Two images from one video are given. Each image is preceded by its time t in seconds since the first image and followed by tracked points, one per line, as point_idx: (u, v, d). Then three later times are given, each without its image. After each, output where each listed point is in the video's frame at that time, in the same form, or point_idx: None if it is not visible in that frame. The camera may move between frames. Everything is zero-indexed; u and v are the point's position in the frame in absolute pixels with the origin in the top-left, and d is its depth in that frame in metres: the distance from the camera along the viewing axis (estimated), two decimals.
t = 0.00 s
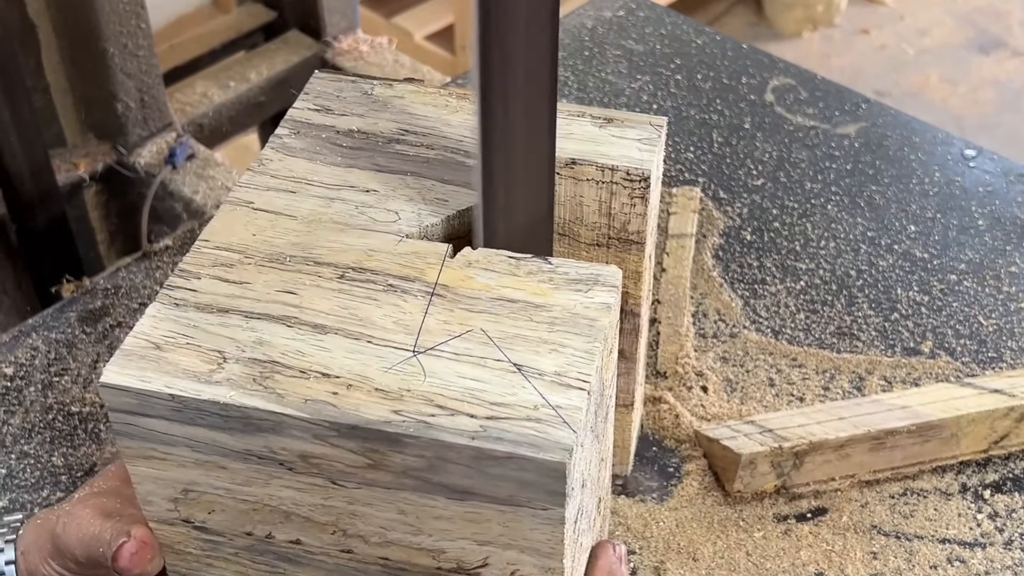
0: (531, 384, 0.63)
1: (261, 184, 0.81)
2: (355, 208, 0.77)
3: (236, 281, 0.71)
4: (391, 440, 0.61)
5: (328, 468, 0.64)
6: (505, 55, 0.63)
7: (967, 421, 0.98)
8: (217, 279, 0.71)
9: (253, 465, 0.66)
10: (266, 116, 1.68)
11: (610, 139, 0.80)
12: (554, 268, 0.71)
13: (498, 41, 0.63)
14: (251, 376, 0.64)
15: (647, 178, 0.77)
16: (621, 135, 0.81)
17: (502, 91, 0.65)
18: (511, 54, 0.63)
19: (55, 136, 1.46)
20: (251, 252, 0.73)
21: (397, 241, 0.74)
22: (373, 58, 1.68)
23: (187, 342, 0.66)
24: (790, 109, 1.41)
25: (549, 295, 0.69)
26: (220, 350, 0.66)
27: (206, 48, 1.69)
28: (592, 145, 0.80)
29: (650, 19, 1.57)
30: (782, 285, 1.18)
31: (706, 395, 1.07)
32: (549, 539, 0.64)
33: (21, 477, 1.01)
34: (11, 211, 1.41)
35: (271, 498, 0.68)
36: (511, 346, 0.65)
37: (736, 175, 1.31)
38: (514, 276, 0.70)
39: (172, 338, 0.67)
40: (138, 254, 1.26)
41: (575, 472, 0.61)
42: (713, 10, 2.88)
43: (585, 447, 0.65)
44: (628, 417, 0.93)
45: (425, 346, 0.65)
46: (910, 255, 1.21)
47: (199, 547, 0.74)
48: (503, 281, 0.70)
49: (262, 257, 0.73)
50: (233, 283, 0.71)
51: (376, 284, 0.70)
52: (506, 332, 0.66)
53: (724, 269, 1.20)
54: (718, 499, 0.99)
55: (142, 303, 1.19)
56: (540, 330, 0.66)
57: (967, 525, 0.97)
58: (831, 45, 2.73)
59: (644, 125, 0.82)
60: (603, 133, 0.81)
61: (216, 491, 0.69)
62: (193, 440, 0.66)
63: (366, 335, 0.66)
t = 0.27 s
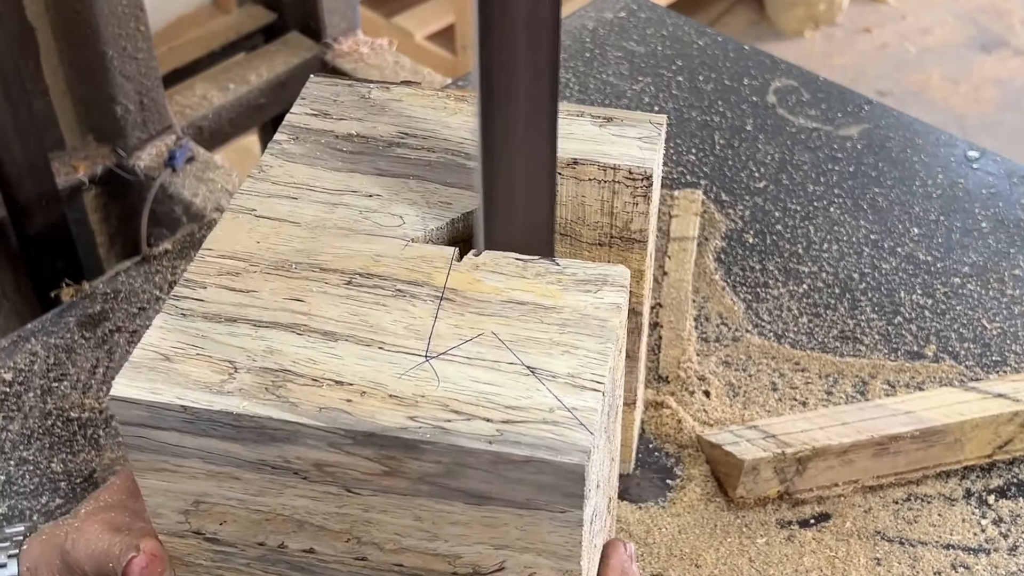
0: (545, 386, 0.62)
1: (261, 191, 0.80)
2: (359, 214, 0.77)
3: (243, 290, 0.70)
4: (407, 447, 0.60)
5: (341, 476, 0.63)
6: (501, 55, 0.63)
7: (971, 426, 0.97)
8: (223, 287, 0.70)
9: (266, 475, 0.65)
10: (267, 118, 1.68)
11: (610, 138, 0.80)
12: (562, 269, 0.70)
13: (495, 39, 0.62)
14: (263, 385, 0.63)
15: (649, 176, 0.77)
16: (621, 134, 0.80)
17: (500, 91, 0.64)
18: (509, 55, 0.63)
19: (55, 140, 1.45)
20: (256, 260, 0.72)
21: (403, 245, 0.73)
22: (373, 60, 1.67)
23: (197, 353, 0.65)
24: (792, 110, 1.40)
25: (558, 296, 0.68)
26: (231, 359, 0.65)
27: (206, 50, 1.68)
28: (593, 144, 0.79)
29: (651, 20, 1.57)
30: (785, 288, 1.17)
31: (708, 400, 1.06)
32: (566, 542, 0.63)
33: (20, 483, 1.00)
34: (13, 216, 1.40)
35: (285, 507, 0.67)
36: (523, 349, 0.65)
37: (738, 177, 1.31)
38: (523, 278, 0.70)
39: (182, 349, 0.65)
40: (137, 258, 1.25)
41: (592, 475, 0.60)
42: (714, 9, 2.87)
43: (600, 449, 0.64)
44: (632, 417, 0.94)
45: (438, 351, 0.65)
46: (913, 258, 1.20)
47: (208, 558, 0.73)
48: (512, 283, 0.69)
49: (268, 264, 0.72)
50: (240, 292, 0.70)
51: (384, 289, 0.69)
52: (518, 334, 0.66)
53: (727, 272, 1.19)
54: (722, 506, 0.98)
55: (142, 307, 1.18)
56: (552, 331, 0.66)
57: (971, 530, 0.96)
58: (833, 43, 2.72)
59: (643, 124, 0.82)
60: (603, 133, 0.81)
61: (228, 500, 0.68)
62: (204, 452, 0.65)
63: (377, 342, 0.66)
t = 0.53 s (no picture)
0: (565, 392, 0.62)
1: (271, 201, 0.78)
2: (369, 221, 0.75)
3: (257, 301, 0.68)
4: (429, 456, 0.60)
5: (361, 487, 0.62)
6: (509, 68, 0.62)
7: (980, 434, 0.97)
8: (235, 299, 0.69)
9: (284, 487, 0.64)
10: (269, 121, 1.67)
11: (617, 140, 0.79)
12: (576, 272, 0.70)
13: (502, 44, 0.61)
14: (281, 397, 0.62)
15: (657, 177, 0.76)
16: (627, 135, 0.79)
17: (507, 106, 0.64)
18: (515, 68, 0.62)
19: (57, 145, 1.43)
20: (268, 270, 0.71)
21: (414, 252, 0.72)
22: (375, 63, 1.67)
23: (212, 366, 0.64)
24: (797, 113, 1.40)
25: (574, 300, 0.68)
26: (246, 372, 0.63)
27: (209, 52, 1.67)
28: (600, 146, 0.78)
29: (655, 22, 1.56)
30: (791, 294, 1.16)
31: (715, 407, 1.06)
32: (589, 548, 0.63)
33: (21, 493, 0.99)
34: (17, 220, 1.40)
35: (303, 519, 0.66)
36: (539, 355, 0.64)
37: (743, 181, 1.30)
38: (536, 283, 0.69)
39: (195, 362, 0.64)
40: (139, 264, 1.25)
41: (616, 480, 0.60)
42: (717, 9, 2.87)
43: (620, 455, 0.63)
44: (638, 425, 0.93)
45: (455, 357, 0.64)
46: (920, 263, 1.19)
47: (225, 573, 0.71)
48: (526, 288, 0.69)
49: (280, 274, 0.71)
50: (253, 303, 0.68)
51: (398, 297, 0.68)
52: (535, 339, 0.65)
53: (732, 277, 1.18)
54: (729, 515, 0.97)
55: (144, 314, 1.18)
56: (569, 336, 0.65)
57: (980, 539, 0.96)
58: (837, 43, 2.71)
59: (649, 125, 0.81)
60: (609, 134, 0.80)
61: (246, 514, 0.66)
62: (221, 467, 0.63)
63: (394, 350, 0.65)
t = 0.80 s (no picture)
0: (585, 397, 0.63)
1: (278, 209, 0.79)
2: (378, 229, 0.76)
3: (273, 310, 0.70)
4: (452, 465, 0.61)
5: (384, 499, 0.64)
6: (513, 72, 0.61)
7: (987, 441, 0.96)
8: (249, 310, 0.70)
9: (303, 499, 0.65)
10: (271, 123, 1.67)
11: (624, 141, 0.81)
12: (591, 275, 0.72)
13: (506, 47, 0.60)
14: (299, 409, 0.63)
15: (666, 178, 0.78)
16: (634, 136, 0.82)
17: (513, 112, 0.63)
18: (520, 72, 0.61)
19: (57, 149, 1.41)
20: (278, 280, 0.72)
21: (426, 258, 0.73)
22: (377, 65, 1.66)
23: (226, 378, 0.65)
24: (802, 116, 1.39)
25: (589, 304, 0.69)
26: (264, 384, 0.65)
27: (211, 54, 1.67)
28: (609, 148, 0.81)
29: (659, 24, 1.55)
30: (796, 299, 1.15)
31: (720, 413, 1.05)
32: (612, 553, 0.65)
33: (22, 501, 0.99)
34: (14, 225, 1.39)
35: (320, 531, 0.68)
36: (559, 360, 0.66)
37: (748, 184, 1.29)
38: (551, 287, 0.71)
39: (211, 375, 0.65)
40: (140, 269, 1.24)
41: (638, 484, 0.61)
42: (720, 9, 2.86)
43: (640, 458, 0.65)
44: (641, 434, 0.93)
45: (472, 364, 0.66)
46: (926, 267, 1.18)
47: None
48: (541, 293, 0.70)
49: (292, 284, 0.72)
50: (267, 313, 0.70)
51: (411, 304, 0.70)
52: (553, 345, 0.67)
53: (737, 282, 1.17)
54: (733, 525, 0.96)
55: (145, 320, 1.17)
56: (587, 342, 0.67)
57: (988, 547, 0.95)
58: (840, 43, 2.70)
59: (656, 126, 0.84)
60: (616, 135, 0.82)
61: (264, 527, 0.68)
62: (239, 479, 0.65)
63: (411, 358, 0.66)
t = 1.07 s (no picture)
0: (545, 437, 0.61)
1: (289, 206, 0.79)
2: (381, 236, 0.75)
3: (256, 309, 0.70)
4: (395, 489, 0.60)
5: (330, 511, 0.63)
6: (512, 75, 0.60)
7: (988, 446, 0.95)
8: (234, 305, 0.70)
9: (253, 502, 0.65)
10: (266, 125, 1.65)
11: (653, 173, 0.80)
12: (582, 310, 0.69)
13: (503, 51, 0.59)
14: (257, 411, 0.63)
15: (688, 217, 0.76)
16: (664, 168, 0.80)
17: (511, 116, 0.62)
18: (519, 75, 0.60)
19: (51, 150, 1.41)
20: (270, 277, 0.72)
21: (420, 272, 0.72)
22: (374, 66, 1.65)
23: (194, 371, 0.66)
24: (801, 116, 1.38)
25: (573, 339, 0.67)
26: (228, 382, 0.65)
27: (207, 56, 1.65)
28: (635, 178, 0.79)
29: (657, 24, 1.54)
30: (796, 301, 1.15)
31: (719, 417, 1.04)
32: None
33: (15, 507, 0.98)
34: (8, 229, 1.38)
35: (274, 535, 0.67)
36: (528, 395, 0.63)
37: (747, 186, 1.28)
38: (538, 318, 0.68)
39: (179, 367, 0.66)
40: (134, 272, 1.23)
41: (584, 532, 0.59)
42: (719, 7, 2.85)
43: (602, 502, 0.63)
44: (665, 459, 0.91)
45: (438, 389, 0.64)
46: (926, 269, 1.18)
47: None
48: (527, 322, 0.68)
49: (281, 283, 0.71)
50: (251, 310, 0.70)
51: (394, 318, 0.68)
52: (527, 377, 0.64)
53: (736, 284, 1.17)
54: (732, 529, 0.96)
55: (140, 323, 1.16)
56: (560, 377, 0.64)
57: (989, 552, 0.94)
58: (840, 41, 2.69)
59: (690, 159, 0.81)
60: (645, 166, 0.81)
61: (221, 523, 0.68)
62: (196, 475, 0.65)
63: (377, 374, 0.65)
